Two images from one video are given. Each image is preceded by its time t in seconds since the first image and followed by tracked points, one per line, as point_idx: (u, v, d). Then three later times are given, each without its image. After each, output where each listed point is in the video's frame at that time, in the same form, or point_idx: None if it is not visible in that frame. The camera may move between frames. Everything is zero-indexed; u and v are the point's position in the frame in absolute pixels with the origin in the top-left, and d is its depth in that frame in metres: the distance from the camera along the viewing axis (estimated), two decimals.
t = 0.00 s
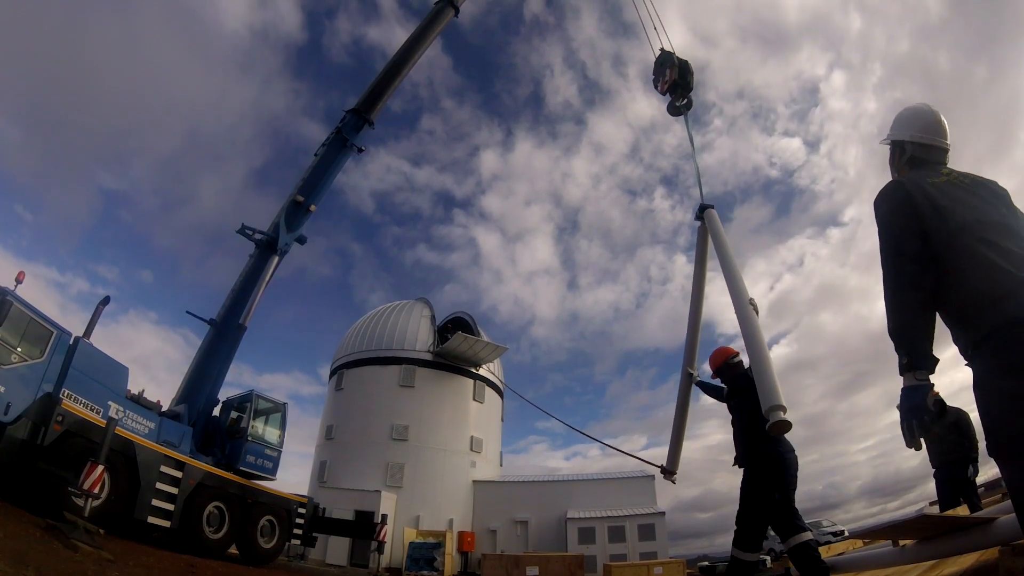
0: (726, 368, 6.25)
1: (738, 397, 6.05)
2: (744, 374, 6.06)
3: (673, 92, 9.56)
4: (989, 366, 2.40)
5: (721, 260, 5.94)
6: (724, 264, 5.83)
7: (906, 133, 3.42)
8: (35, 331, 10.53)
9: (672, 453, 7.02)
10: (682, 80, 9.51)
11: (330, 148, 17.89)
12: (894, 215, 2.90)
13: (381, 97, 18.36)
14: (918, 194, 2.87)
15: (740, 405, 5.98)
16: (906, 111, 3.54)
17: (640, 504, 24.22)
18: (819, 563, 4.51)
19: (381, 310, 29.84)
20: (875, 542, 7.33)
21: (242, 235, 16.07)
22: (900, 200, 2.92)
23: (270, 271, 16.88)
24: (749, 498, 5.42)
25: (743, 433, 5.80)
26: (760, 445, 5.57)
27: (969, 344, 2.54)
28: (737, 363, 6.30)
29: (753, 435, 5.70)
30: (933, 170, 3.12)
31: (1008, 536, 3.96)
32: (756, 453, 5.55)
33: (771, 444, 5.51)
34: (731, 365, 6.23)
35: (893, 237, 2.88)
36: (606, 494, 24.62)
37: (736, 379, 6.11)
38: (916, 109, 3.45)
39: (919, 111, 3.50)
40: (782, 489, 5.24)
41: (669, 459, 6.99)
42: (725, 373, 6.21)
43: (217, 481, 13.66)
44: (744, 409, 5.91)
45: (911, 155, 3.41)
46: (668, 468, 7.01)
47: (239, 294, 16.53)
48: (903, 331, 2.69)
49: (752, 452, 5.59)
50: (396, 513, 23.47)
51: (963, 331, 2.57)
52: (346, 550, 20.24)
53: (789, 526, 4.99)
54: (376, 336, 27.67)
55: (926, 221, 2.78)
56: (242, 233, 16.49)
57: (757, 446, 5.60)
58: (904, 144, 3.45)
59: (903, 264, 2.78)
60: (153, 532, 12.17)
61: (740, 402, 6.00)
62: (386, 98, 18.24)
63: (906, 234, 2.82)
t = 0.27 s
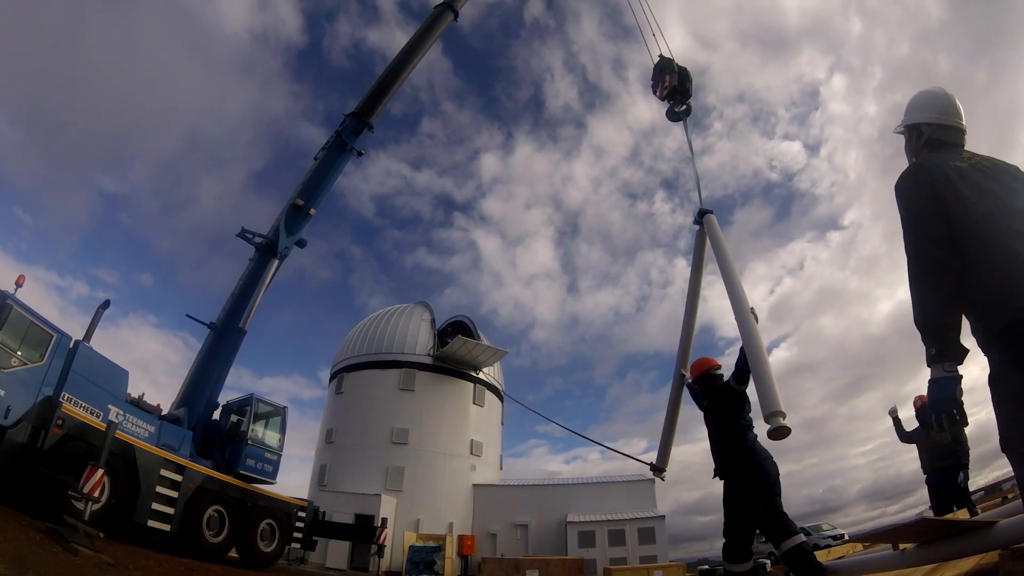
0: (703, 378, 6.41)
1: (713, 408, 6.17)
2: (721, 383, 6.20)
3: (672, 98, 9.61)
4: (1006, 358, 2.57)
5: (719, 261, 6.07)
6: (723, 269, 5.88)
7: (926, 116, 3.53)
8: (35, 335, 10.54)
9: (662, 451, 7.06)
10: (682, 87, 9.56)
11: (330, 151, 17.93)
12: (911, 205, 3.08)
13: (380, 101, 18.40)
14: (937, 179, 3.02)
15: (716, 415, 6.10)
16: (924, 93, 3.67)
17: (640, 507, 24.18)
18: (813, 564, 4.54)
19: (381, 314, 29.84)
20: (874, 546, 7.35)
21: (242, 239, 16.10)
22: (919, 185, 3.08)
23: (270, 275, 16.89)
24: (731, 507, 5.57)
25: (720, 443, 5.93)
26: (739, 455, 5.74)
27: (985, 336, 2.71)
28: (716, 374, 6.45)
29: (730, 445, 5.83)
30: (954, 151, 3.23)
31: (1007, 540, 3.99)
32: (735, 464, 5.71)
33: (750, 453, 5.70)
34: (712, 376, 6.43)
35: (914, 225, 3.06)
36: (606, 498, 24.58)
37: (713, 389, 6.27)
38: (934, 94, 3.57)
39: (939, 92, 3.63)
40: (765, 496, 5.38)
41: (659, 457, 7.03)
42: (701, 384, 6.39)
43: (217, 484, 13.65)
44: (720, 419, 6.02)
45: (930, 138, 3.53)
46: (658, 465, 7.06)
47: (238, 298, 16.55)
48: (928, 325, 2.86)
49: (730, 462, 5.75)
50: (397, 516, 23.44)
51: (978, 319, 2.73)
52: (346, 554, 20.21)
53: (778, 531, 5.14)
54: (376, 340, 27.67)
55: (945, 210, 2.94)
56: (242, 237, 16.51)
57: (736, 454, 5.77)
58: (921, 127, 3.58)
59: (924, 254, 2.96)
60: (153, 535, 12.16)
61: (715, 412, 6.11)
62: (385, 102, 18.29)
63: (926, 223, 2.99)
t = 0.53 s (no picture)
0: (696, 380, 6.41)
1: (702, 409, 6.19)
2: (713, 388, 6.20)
3: (672, 103, 9.66)
4: None
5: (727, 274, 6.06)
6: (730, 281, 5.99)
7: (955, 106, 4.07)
8: (34, 338, 10.56)
9: (656, 450, 7.28)
10: (681, 92, 9.61)
11: (330, 155, 17.98)
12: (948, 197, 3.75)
13: (379, 104, 18.47)
14: (965, 174, 3.67)
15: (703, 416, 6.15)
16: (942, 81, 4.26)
17: (640, 511, 24.11)
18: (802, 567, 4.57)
19: (381, 317, 29.84)
20: (874, 550, 7.36)
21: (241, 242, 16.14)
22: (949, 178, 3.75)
23: (269, 279, 16.92)
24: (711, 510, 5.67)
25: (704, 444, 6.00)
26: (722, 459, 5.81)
27: (1010, 316, 3.41)
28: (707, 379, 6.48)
29: (715, 448, 5.90)
30: (981, 138, 3.84)
31: (1008, 541, 3.99)
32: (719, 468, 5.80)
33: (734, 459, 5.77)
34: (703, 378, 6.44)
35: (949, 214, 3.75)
36: (606, 501, 24.54)
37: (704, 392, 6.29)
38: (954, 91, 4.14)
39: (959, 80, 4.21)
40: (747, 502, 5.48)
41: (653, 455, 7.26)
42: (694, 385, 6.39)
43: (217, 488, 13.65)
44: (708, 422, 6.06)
45: (957, 125, 4.09)
46: (650, 463, 7.29)
47: (238, 301, 16.57)
48: (965, 305, 3.50)
49: (714, 465, 5.83)
50: (397, 520, 23.42)
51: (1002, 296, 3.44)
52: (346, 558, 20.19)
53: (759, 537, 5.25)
54: (375, 343, 27.67)
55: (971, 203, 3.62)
56: (242, 241, 16.55)
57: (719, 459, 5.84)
58: (949, 114, 4.13)
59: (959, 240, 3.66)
60: (152, 540, 12.13)
61: (704, 413, 6.14)
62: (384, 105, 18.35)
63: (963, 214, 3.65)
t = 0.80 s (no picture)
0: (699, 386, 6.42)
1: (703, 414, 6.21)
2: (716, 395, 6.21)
3: (670, 108, 9.71)
4: None
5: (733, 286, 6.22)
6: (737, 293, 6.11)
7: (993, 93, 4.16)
8: (34, 342, 10.57)
9: (654, 451, 7.42)
10: (680, 97, 9.66)
11: (330, 158, 18.04)
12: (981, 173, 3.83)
13: (379, 108, 18.54)
14: (1001, 154, 3.75)
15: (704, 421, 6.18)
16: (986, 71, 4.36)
17: (640, 515, 24.08)
18: None
19: (381, 321, 29.84)
20: (875, 554, 7.37)
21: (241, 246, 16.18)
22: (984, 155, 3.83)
23: (269, 282, 16.95)
24: (705, 514, 5.72)
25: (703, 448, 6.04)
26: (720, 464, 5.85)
27: None
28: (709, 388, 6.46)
29: (714, 453, 5.94)
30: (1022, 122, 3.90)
31: (1009, 545, 4.00)
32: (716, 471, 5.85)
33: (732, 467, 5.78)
34: (705, 385, 6.45)
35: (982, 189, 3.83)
36: (607, 505, 24.49)
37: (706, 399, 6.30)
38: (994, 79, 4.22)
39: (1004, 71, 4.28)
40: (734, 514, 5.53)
41: (650, 456, 7.39)
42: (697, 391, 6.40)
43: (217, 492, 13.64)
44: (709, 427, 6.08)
45: (996, 112, 4.16)
46: (648, 463, 7.39)
47: (238, 304, 16.59)
48: (1006, 285, 3.58)
49: (712, 469, 5.87)
50: (397, 523, 23.38)
51: None
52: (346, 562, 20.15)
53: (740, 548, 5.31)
54: (375, 347, 27.68)
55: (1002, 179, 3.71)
56: (243, 244, 16.58)
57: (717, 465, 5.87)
58: (990, 102, 4.21)
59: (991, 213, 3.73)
60: (152, 543, 12.12)
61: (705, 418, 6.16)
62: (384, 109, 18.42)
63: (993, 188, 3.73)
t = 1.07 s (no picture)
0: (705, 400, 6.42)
1: (706, 427, 6.25)
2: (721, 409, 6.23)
3: (670, 113, 9.76)
4: None
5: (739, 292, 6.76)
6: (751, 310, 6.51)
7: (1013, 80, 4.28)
8: (34, 346, 10.60)
9: (652, 453, 7.58)
10: (679, 103, 9.72)
11: (329, 162, 18.09)
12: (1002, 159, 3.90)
13: (378, 112, 18.59)
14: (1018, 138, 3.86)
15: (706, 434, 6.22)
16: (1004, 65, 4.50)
17: (640, 518, 24.04)
18: None
19: (381, 325, 29.84)
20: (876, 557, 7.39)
21: (241, 249, 16.22)
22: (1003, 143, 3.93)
23: (269, 285, 16.98)
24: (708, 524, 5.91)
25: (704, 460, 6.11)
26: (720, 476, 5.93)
27: None
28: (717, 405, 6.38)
29: (715, 464, 6.01)
30: None
31: (1008, 549, 4.02)
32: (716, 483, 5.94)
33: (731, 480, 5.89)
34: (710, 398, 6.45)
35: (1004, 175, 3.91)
36: (606, 508, 24.45)
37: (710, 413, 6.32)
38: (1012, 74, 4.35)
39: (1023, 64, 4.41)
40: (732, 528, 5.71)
41: (649, 458, 7.56)
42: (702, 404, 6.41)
43: (217, 495, 13.64)
44: (711, 440, 6.13)
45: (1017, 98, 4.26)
46: (648, 465, 7.61)
47: (238, 308, 16.62)
48: None
49: (712, 480, 5.98)
50: (397, 527, 23.36)
51: None
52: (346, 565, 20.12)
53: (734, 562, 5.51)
54: (375, 351, 27.69)
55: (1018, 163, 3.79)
56: (243, 248, 16.61)
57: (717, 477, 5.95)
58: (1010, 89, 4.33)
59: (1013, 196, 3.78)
60: (152, 547, 12.11)
61: (708, 432, 6.20)
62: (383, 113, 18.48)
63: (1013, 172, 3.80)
